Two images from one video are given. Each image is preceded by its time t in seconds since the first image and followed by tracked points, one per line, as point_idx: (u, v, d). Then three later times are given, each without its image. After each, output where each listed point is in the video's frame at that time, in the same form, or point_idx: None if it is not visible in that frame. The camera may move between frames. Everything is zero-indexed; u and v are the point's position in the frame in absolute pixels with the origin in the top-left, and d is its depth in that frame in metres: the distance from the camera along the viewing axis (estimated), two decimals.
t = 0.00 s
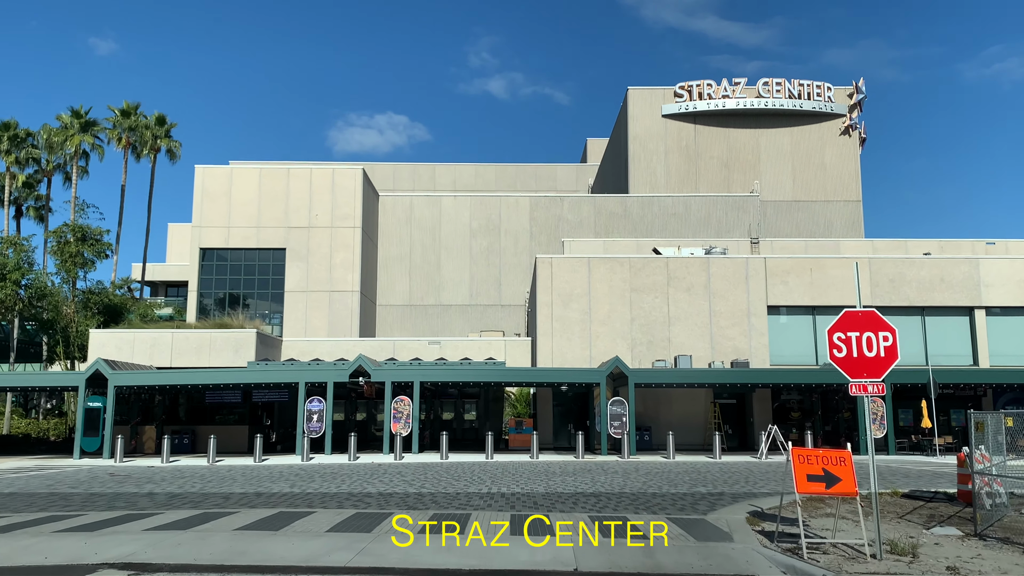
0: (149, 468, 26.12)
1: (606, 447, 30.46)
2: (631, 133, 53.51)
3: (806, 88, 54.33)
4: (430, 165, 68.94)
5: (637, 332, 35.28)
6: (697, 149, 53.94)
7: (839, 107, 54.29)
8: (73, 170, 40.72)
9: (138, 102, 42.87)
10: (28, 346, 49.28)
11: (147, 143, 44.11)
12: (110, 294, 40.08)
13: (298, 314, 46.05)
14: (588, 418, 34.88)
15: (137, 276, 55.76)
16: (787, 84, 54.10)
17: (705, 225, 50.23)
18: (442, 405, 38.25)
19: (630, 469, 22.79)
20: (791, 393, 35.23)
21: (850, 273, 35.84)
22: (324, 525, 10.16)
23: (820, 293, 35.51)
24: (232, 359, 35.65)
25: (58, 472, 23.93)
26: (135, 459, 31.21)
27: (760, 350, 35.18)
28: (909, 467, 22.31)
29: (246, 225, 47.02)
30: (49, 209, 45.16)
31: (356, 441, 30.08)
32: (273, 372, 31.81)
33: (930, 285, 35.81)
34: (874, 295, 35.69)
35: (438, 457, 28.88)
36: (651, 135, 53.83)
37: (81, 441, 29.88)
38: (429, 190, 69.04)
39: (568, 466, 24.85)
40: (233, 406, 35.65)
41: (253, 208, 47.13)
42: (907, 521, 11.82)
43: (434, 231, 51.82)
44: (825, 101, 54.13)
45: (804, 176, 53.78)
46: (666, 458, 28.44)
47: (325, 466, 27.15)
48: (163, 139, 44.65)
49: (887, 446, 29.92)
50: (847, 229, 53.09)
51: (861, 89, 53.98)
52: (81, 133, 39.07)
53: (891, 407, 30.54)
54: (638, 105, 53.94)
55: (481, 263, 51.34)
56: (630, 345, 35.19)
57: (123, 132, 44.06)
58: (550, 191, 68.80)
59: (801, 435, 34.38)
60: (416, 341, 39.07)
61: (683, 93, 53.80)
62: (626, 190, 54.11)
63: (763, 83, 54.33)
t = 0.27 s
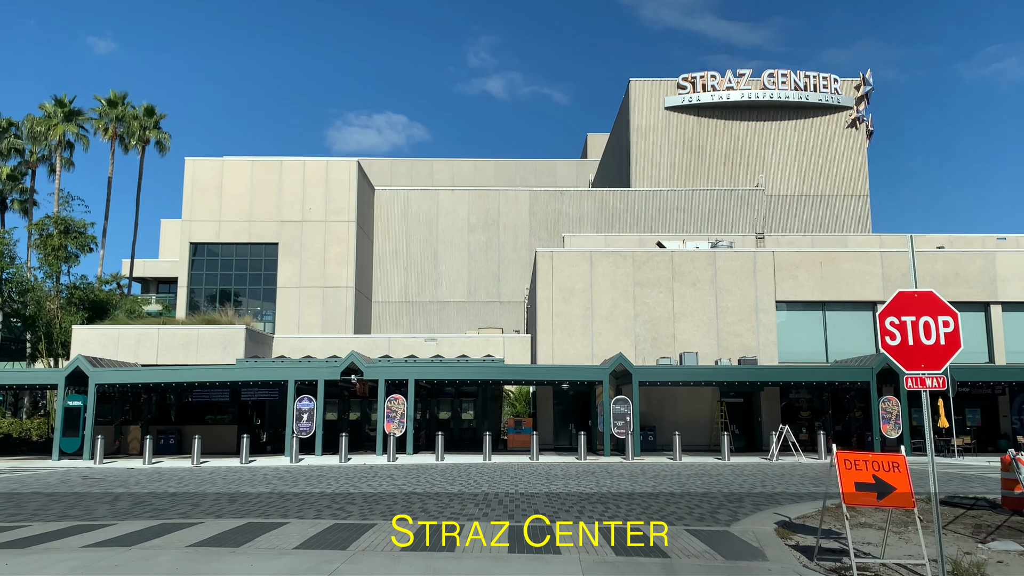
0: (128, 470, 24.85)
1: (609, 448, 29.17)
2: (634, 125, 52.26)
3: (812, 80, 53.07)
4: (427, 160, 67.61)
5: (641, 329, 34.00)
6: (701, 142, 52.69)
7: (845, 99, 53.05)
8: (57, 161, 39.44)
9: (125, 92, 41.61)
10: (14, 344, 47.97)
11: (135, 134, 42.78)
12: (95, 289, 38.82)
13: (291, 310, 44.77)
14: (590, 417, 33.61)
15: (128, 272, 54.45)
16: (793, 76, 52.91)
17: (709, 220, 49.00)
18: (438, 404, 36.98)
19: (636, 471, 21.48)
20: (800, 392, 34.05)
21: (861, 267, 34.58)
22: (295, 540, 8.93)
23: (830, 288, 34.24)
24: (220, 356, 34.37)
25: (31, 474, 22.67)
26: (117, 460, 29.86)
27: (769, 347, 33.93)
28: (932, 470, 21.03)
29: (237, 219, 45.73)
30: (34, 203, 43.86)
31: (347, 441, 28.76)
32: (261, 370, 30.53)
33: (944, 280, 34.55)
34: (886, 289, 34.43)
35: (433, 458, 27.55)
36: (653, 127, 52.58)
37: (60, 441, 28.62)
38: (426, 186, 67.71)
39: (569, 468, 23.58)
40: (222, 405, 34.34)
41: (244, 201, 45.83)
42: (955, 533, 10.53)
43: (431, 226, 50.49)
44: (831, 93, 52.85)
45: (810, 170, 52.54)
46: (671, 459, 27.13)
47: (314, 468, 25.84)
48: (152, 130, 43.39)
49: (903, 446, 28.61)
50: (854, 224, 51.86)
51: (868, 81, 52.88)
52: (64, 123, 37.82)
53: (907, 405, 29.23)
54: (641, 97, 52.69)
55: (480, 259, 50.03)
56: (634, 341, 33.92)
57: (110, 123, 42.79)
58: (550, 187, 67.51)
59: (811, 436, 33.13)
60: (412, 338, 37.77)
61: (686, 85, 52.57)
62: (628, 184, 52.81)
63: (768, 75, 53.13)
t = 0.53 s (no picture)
0: (108, 470, 23.67)
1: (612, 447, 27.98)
2: (635, 117, 51.06)
3: (818, 70, 51.85)
4: (426, 154, 66.39)
5: (645, 324, 32.84)
6: (704, 134, 51.48)
7: (852, 90, 51.83)
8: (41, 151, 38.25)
9: (112, 80, 40.43)
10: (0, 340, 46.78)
11: (123, 124, 41.66)
12: (80, 283, 37.68)
13: (284, 305, 43.59)
14: (592, 415, 32.46)
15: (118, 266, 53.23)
16: (798, 66, 51.70)
17: (713, 214, 47.80)
18: (435, 401, 35.83)
19: (641, 472, 20.30)
20: (810, 389, 32.67)
21: (872, 260, 33.37)
22: (257, 558, 7.78)
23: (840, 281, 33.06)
24: (209, 352, 33.18)
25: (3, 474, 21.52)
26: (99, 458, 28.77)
27: (777, 343, 32.76)
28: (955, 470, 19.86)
29: (229, 211, 44.52)
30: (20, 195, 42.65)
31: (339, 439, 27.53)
32: (250, 366, 29.32)
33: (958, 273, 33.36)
34: (898, 283, 33.24)
35: (429, 458, 26.34)
36: (655, 119, 51.37)
37: (39, 440, 27.44)
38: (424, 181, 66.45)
39: (571, 468, 22.40)
40: (210, 402, 33.09)
41: (236, 193, 44.63)
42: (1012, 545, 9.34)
43: (429, 219, 49.24)
44: (838, 84, 51.64)
45: (816, 162, 51.34)
46: (678, 459, 25.89)
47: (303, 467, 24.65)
48: (140, 121, 42.25)
49: (919, 445, 27.40)
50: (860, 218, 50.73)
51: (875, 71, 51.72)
52: (48, 111, 36.66)
53: (922, 403, 28.03)
54: (643, 88, 51.51)
55: (478, 253, 48.85)
56: (637, 337, 32.75)
57: (97, 112, 41.59)
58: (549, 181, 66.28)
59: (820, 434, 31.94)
60: (408, 334, 36.56)
61: (689, 76, 51.38)
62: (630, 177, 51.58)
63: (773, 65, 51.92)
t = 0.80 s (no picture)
0: (87, 469, 22.60)
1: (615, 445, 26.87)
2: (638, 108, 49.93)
3: (824, 60, 50.69)
4: (424, 147, 65.23)
5: (649, 318, 31.74)
6: (708, 125, 50.34)
7: (858, 81, 50.67)
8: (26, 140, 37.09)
9: (100, 68, 39.34)
10: None
11: (111, 113, 40.59)
12: (66, 276, 36.58)
13: (277, 299, 42.48)
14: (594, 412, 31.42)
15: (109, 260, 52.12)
16: (804, 56, 50.52)
17: (718, 206, 46.67)
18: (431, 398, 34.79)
19: (648, 471, 19.18)
20: (818, 385, 31.67)
21: (884, 251, 32.24)
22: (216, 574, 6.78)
23: (850, 274, 31.98)
24: (197, 346, 32.08)
25: None
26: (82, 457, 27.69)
27: (785, 337, 31.70)
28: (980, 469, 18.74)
29: (221, 203, 43.38)
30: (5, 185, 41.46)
31: (331, 437, 26.41)
32: (238, 361, 28.17)
33: (972, 266, 32.22)
34: (910, 275, 32.08)
35: (424, 457, 25.25)
36: (658, 110, 50.21)
37: (17, 439, 26.31)
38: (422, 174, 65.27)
39: (574, 467, 21.31)
40: (199, 398, 31.93)
41: (228, 183, 43.49)
42: None
43: (426, 212, 48.07)
44: (844, 74, 50.49)
45: (822, 154, 50.23)
46: (685, 458, 24.74)
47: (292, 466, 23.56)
48: (130, 110, 41.16)
49: (934, 444, 26.32)
50: (867, 211, 49.65)
51: (882, 61, 50.58)
52: (32, 98, 35.54)
53: (938, 399, 26.91)
54: (645, 78, 50.39)
55: (476, 246, 47.70)
56: (641, 331, 31.65)
57: (84, 100, 40.46)
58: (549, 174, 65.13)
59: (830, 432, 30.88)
60: (403, 328, 35.44)
61: (692, 66, 50.25)
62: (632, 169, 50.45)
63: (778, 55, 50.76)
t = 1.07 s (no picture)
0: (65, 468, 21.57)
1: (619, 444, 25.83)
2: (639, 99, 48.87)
3: (830, 50, 49.57)
4: (422, 141, 64.15)
5: (652, 312, 30.72)
6: (711, 117, 49.26)
7: (865, 71, 49.56)
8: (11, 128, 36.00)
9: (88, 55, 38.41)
10: None
11: (99, 102, 39.95)
12: (52, 269, 35.56)
13: (270, 294, 41.45)
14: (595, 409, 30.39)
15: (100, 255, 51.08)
16: (810, 46, 49.39)
17: (723, 200, 45.63)
18: (428, 395, 33.88)
19: (654, 472, 18.13)
20: (827, 381, 30.66)
21: (895, 244, 31.17)
22: None
23: (860, 266, 30.94)
24: (186, 341, 31.07)
25: None
26: (65, 455, 26.68)
27: (793, 332, 30.67)
28: (1005, 470, 17.70)
29: (213, 195, 42.33)
30: None
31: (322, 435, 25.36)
32: (226, 355, 27.10)
33: (986, 259, 31.15)
34: (923, 269, 31.00)
35: (420, 455, 24.22)
36: (661, 101, 49.12)
37: None
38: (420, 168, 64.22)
39: (576, 467, 20.30)
40: (187, 394, 30.90)
41: (220, 175, 42.43)
42: None
43: (424, 205, 47.01)
44: (851, 65, 49.39)
45: (828, 146, 49.16)
46: (691, 457, 23.69)
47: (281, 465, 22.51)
48: (119, 99, 40.50)
49: (950, 443, 25.28)
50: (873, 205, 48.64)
51: (889, 51, 49.47)
52: (16, 85, 34.45)
53: (954, 396, 25.88)
54: (647, 69, 49.33)
55: (475, 240, 46.67)
56: (644, 326, 30.63)
57: (71, 88, 39.42)
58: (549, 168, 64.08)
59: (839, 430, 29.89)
60: (399, 323, 34.41)
61: (695, 56, 49.18)
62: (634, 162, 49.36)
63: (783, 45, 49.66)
